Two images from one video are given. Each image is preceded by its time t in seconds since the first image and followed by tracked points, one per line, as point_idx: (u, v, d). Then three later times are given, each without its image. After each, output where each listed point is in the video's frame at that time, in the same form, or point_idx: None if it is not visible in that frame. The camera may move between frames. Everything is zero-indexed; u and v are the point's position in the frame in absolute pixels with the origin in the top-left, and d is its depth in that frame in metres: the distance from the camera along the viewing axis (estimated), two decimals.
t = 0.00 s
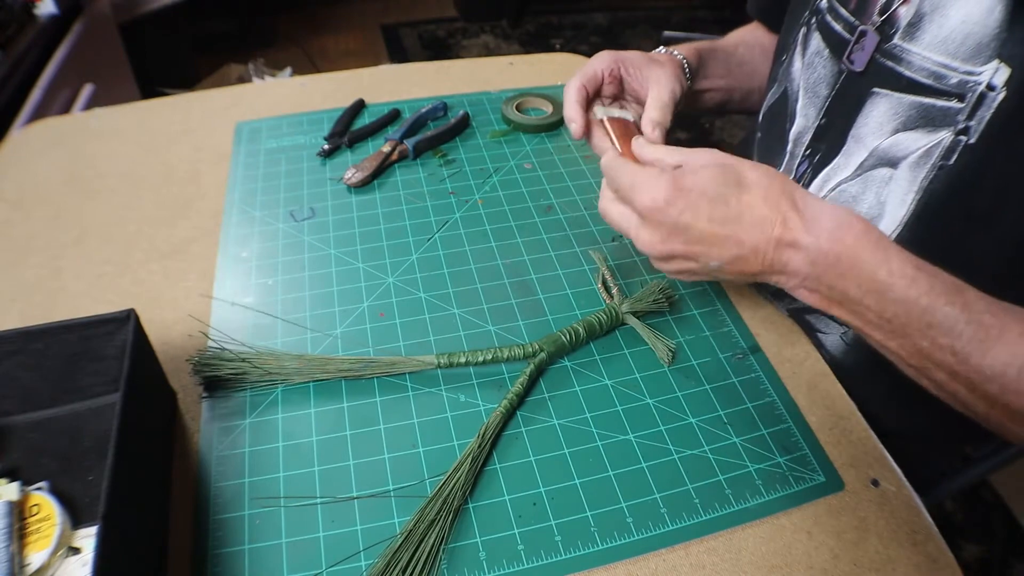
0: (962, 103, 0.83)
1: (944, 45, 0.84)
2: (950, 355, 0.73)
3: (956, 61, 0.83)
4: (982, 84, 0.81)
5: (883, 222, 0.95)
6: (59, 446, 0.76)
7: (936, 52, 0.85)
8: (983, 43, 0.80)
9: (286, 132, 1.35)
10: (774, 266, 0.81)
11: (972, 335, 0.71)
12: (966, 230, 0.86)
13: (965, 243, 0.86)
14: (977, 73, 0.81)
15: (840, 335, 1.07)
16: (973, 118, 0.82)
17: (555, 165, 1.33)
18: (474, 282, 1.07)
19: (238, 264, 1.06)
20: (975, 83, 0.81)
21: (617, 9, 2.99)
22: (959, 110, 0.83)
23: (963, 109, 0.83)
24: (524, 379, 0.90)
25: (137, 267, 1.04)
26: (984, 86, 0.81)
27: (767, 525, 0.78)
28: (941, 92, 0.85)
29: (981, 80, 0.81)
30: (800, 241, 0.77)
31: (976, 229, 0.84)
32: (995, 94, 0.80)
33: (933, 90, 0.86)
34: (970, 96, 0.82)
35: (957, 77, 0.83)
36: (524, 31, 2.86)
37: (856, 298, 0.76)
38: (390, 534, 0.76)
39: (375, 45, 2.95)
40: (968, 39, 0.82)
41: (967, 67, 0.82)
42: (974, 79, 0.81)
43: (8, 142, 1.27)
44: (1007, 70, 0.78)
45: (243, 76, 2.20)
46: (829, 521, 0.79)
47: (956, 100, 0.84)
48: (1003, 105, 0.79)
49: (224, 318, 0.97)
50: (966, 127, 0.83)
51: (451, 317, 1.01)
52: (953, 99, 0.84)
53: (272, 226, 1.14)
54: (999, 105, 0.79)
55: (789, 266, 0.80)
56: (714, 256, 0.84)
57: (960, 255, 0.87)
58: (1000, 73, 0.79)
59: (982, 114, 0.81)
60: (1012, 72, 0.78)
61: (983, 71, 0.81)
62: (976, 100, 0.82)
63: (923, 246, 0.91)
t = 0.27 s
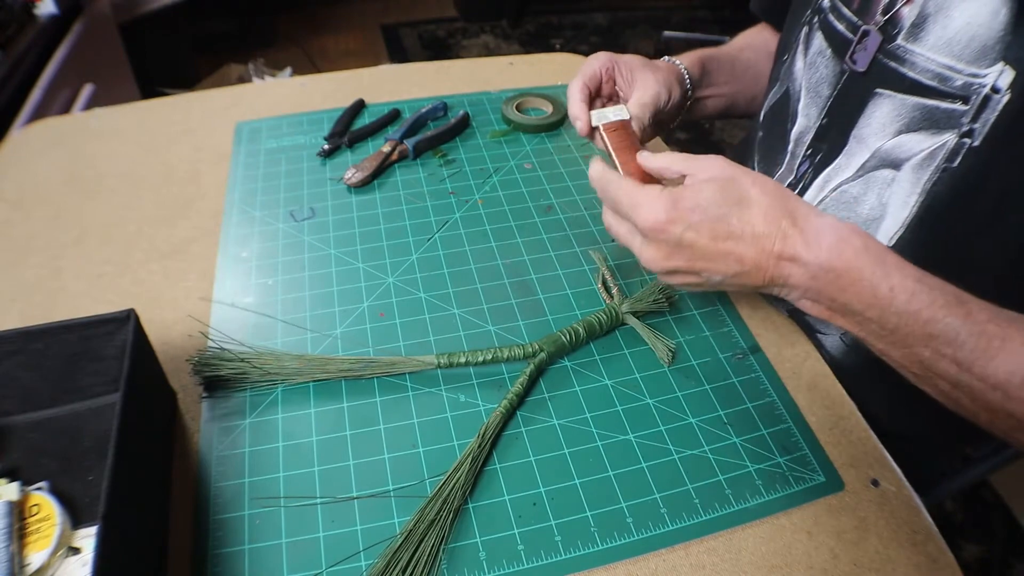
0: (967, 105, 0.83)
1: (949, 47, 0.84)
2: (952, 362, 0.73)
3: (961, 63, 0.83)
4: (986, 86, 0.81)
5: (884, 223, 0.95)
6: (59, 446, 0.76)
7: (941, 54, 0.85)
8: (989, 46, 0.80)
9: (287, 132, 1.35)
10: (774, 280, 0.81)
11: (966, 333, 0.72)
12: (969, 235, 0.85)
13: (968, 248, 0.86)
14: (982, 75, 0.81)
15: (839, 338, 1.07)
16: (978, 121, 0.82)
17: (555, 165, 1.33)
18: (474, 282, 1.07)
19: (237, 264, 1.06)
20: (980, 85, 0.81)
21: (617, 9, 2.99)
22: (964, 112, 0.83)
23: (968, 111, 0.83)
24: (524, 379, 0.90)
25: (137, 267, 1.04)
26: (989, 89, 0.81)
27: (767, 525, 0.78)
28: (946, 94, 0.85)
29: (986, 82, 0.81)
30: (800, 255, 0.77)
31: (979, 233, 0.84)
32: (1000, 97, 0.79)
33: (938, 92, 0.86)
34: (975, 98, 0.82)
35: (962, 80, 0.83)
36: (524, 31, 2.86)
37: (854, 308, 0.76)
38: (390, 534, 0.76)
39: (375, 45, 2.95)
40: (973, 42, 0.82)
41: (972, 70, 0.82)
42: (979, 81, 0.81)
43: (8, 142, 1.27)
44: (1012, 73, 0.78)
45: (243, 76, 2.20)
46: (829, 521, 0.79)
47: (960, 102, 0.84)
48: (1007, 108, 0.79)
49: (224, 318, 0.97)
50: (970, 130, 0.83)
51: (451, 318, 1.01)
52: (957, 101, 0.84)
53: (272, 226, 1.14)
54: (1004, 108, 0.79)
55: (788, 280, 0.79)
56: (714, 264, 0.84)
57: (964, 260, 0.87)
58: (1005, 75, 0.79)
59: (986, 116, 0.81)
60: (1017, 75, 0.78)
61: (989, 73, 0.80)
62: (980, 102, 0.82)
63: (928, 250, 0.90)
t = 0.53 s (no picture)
0: (969, 103, 0.83)
1: (950, 45, 0.84)
2: (950, 362, 0.73)
3: (962, 61, 0.83)
4: (988, 84, 0.81)
5: (886, 222, 0.95)
6: (59, 446, 0.76)
7: (942, 51, 0.85)
8: (990, 43, 0.80)
9: (287, 132, 1.35)
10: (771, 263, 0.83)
11: (967, 331, 0.72)
12: (970, 232, 0.86)
13: (971, 245, 0.86)
14: (984, 73, 0.81)
15: (839, 335, 1.06)
16: (980, 119, 0.82)
17: (555, 165, 1.33)
18: (474, 282, 1.07)
19: (238, 264, 1.06)
20: (982, 83, 0.81)
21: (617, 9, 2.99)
22: (966, 110, 0.83)
23: (970, 109, 0.83)
24: (524, 379, 0.90)
25: (137, 267, 1.04)
26: (991, 86, 0.80)
27: (767, 525, 0.78)
28: (947, 92, 0.85)
29: (988, 79, 0.81)
30: (795, 236, 0.78)
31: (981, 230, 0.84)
32: (1002, 95, 0.79)
33: (940, 90, 0.86)
34: (977, 96, 0.82)
35: (963, 77, 0.83)
36: (524, 31, 2.86)
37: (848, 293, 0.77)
38: (389, 534, 0.76)
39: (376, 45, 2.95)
40: (975, 39, 0.81)
41: (974, 67, 0.82)
42: (981, 78, 0.81)
43: (8, 142, 1.27)
44: (1014, 70, 0.78)
45: (243, 76, 2.20)
46: (830, 522, 0.79)
47: (962, 100, 0.84)
48: (1009, 106, 0.79)
49: (224, 319, 0.97)
50: (972, 128, 0.83)
51: (451, 317, 1.01)
52: (959, 99, 0.84)
53: (272, 226, 1.14)
54: (1006, 105, 0.79)
55: (782, 260, 0.81)
56: (709, 242, 0.86)
57: (966, 257, 0.87)
58: (1006, 73, 0.79)
59: (988, 114, 0.81)
60: (1019, 72, 0.77)
61: (990, 71, 0.80)
62: (982, 100, 0.81)
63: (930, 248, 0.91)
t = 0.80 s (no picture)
0: (965, 101, 0.83)
1: (946, 43, 0.84)
2: (950, 362, 0.74)
3: (958, 58, 0.83)
4: (985, 82, 0.81)
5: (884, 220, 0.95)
6: (59, 446, 0.76)
7: (938, 50, 0.85)
8: (986, 41, 0.80)
9: (287, 132, 1.35)
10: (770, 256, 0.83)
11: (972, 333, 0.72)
12: (968, 231, 0.85)
13: (968, 244, 0.86)
14: (980, 71, 0.81)
15: (839, 334, 1.06)
16: (976, 116, 0.82)
17: (555, 165, 1.33)
18: (474, 282, 1.07)
19: (238, 264, 1.06)
20: (978, 81, 0.81)
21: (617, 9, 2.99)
22: (962, 108, 0.83)
23: (966, 107, 0.83)
24: (524, 379, 0.90)
25: (137, 267, 1.04)
26: (987, 84, 0.81)
27: (767, 524, 0.78)
28: (943, 90, 0.85)
29: (984, 78, 0.81)
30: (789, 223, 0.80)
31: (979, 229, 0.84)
32: (998, 92, 0.80)
33: (935, 88, 0.86)
34: (974, 94, 0.82)
35: (959, 75, 0.83)
36: (524, 31, 2.86)
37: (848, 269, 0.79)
38: (389, 534, 0.76)
39: (375, 45, 2.95)
40: (971, 38, 0.81)
41: (970, 65, 0.82)
42: (977, 77, 0.81)
43: (8, 142, 1.27)
44: (1010, 68, 0.78)
45: (243, 76, 2.20)
46: (830, 521, 0.79)
47: (958, 98, 0.84)
48: (1006, 103, 0.79)
49: (224, 319, 0.97)
50: (969, 126, 0.83)
51: (451, 317, 1.01)
52: (955, 97, 0.84)
53: (272, 226, 1.14)
54: (1003, 103, 0.79)
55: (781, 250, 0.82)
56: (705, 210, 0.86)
57: (964, 255, 0.87)
58: (1003, 71, 0.79)
59: (985, 112, 0.81)
60: (1015, 70, 0.78)
61: (986, 69, 0.81)
62: (979, 98, 0.81)
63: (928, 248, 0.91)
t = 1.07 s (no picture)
0: (961, 101, 0.83)
1: (942, 44, 0.84)
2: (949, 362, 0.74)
3: (954, 59, 0.83)
4: (980, 83, 0.81)
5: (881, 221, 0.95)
6: (59, 446, 0.76)
7: (934, 50, 0.85)
8: (982, 41, 0.80)
9: (286, 132, 1.35)
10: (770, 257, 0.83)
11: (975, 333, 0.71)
12: (965, 231, 0.86)
13: (966, 244, 0.86)
14: (976, 71, 0.81)
15: (839, 334, 1.06)
16: (972, 117, 0.82)
17: (555, 165, 1.33)
18: (474, 282, 1.07)
19: (238, 264, 1.06)
20: (974, 81, 0.81)
21: (617, 9, 2.98)
22: (958, 108, 0.83)
23: (962, 107, 0.83)
24: (524, 378, 0.90)
25: (137, 267, 1.04)
26: (982, 85, 0.81)
27: (767, 524, 0.78)
28: (939, 90, 0.85)
29: (979, 78, 0.81)
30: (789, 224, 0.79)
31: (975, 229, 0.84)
32: (993, 92, 0.80)
33: (932, 88, 0.86)
34: (969, 94, 0.82)
35: (955, 76, 0.83)
36: (524, 31, 2.86)
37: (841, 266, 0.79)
38: (389, 534, 0.76)
39: (376, 45, 2.95)
40: (966, 38, 0.82)
41: (965, 66, 0.82)
42: (973, 77, 0.81)
43: (8, 142, 1.27)
44: (1005, 68, 0.78)
45: (243, 76, 2.20)
46: (830, 521, 0.79)
47: (954, 98, 0.84)
48: (1001, 104, 0.79)
49: (224, 319, 0.97)
50: (965, 126, 0.83)
51: (451, 317, 1.01)
52: (951, 97, 0.84)
53: (272, 226, 1.14)
54: (998, 103, 0.79)
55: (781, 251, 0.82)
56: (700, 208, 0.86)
57: (961, 255, 0.87)
58: (998, 71, 0.79)
59: (980, 112, 0.81)
60: (1010, 70, 0.78)
61: (982, 69, 0.81)
62: (974, 98, 0.81)
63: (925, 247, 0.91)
